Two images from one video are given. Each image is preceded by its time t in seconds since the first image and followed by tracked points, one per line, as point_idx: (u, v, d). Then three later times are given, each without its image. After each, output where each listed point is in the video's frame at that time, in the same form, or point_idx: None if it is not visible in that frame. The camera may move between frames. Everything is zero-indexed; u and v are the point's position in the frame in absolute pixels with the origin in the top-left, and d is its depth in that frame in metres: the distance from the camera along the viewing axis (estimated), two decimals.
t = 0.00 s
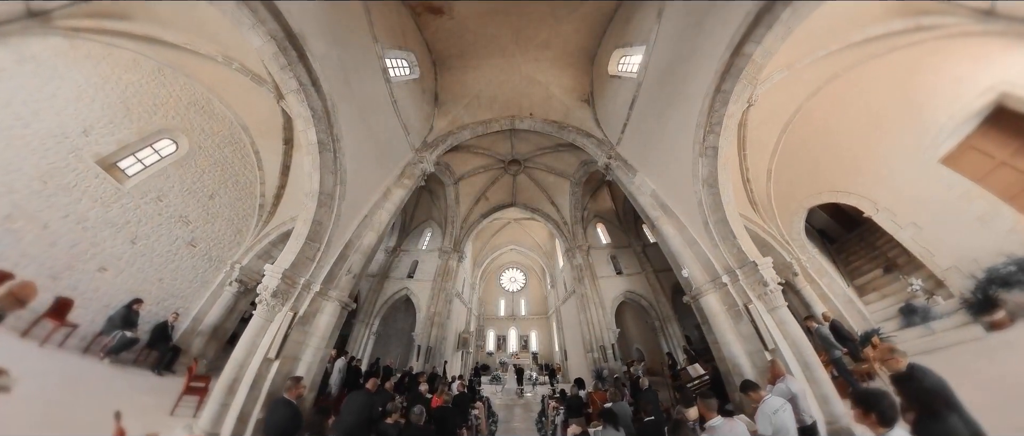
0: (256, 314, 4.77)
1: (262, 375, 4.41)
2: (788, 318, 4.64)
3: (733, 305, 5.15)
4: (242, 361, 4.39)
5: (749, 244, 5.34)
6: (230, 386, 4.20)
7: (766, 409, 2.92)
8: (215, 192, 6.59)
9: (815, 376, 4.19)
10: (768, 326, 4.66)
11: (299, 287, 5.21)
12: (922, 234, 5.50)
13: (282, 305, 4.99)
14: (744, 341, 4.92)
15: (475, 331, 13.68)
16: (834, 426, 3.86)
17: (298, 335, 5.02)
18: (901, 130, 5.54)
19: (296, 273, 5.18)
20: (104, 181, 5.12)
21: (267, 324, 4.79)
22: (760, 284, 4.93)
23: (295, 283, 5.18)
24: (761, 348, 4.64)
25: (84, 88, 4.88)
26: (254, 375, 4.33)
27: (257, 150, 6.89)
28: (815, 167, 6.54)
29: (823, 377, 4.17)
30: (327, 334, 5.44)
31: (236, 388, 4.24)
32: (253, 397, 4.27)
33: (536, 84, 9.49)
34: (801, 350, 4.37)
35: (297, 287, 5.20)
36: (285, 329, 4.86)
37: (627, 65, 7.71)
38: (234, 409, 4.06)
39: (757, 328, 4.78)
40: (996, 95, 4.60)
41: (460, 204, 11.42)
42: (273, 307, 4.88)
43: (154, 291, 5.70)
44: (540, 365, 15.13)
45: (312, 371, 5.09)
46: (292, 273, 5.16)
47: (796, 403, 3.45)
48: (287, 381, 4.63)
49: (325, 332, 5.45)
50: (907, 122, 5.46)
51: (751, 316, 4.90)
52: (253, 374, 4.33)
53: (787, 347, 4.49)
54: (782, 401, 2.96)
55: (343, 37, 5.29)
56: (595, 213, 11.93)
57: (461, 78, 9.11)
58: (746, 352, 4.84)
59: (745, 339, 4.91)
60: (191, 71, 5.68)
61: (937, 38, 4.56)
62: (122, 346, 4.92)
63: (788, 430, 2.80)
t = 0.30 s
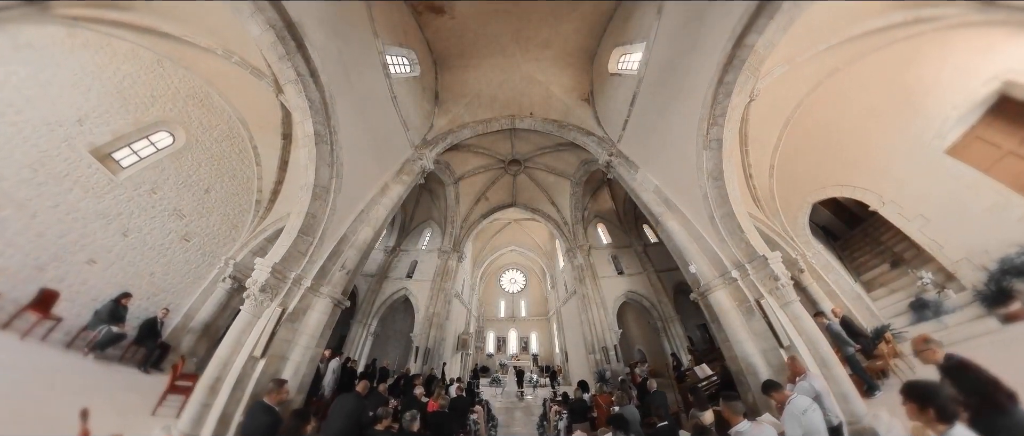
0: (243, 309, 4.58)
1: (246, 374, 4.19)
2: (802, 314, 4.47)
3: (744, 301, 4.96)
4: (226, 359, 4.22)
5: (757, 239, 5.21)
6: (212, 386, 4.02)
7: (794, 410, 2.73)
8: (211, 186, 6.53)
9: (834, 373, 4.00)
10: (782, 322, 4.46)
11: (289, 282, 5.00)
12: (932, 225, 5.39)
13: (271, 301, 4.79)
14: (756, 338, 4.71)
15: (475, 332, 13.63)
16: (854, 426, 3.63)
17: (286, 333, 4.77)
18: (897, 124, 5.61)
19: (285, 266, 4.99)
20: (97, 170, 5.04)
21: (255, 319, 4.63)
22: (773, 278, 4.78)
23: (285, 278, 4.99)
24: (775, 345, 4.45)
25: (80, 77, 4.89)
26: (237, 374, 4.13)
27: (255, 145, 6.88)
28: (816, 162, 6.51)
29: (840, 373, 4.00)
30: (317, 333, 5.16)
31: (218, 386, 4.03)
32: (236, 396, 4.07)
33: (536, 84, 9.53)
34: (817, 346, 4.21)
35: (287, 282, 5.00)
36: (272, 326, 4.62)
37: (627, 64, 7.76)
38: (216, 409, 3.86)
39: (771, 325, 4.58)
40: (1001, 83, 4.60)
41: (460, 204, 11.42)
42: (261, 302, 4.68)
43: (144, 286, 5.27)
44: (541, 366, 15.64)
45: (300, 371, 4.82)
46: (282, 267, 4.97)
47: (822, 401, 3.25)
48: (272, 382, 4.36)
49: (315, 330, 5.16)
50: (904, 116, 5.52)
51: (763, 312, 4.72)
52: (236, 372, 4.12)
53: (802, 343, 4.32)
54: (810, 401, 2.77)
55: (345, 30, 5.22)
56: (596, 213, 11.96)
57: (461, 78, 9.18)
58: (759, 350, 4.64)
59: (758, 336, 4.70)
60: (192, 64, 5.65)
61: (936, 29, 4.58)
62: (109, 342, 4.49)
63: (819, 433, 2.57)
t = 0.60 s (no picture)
0: (227, 304, 4.31)
1: (225, 373, 3.89)
2: (817, 309, 4.22)
3: (758, 297, 4.68)
4: (205, 357, 3.98)
5: (768, 232, 5.01)
6: (190, 386, 3.76)
7: (831, 412, 2.64)
8: (206, 180, 6.41)
9: (852, 371, 3.74)
10: (799, 318, 4.20)
11: (276, 276, 4.70)
12: (942, 215, 5.32)
13: (256, 295, 4.48)
14: (772, 336, 4.43)
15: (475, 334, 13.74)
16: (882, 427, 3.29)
17: (270, 330, 4.43)
18: (901, 115, 5.56)
19: (273, 259, 4.68)
20: (89, 161, 4.95)
21: (239, 315, 4.34)
22: (787, 272, 4.50)
23: (272, 272, 4.68)
24: (792, 342, 4.18)
25: (77, 66, 4.80)
26: (216, 374, 3.84)
27: (253, 140, 6.86)
28: (818, 155, 6.44)
29: (860, 369, 3.74)
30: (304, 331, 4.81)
31: (198, 386, 3.77)
32: (214, 397, 3.75)
33: (537, 85, 9.56)
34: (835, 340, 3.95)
35: (274, 276, 4.69)
36: (256, 322, 4.29)
37: (627, 61, 7.77)
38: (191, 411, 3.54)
39: (786, 321, 4.32)
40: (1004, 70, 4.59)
41: (460, 204, 11.39)
42: (246, 297, 4.37)
43: (131, 280, 5.20)
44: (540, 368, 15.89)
45: (286, 372, 4.45)
46: (269, 260, 4.66)
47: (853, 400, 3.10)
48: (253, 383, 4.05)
49: (301, 327, 4.82)
50: (908, 106, 5.46)
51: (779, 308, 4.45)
52: (216, 371, 3.85)
53: (819, 339, 4.06)
54: (848, 403, 2.69)
55: (344, 22, 5.14)
56: (596, 213, 12.06)
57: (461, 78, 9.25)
58: (776, 348, 4.35)
59: (774, 333, 4.42)
60: (189, 56, 5.59)
61: (937, 20, 4.51)
62: (93, 337, 4.48)
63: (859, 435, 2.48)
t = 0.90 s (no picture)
0: (210, 294, 4.17)
1: (200, 368, 3.63)
2: (836, 299, 4.01)
3: (772, 287, 4.43)
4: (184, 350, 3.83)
5: (778, 221, 4.85)
6: (163, 380, 3.57)
7: (877, 405, 2.51)
8: (201, 172, 6.32)
9: (879, 361, 3.52)
10: (817, 308, 3.97)
11: (262, 266, 4.45)
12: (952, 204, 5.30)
13: (241, 285, 4.25)
14: (788, 328, 4.16)
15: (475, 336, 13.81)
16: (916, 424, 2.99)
17: (253, 323, 4.13)
18: (900, 107, 5.53)
19: (260, 246, 4.46)
20: (81, 149, 4.86)
21: (222, 305, 4.18)
22: (803, 261, 4.31)
23: (258, 261, 4.45)
24: (812, 334, 3.91)
25: (74, 52, 4.60)
26: (191, 367, 3.61)
27: (252, 133, 6.59)
28: (822, 148, 6.35)
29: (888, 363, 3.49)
30: (291, 326, 4.48)
31: (172, 381, 3.58)
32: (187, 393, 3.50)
33: (537, 84, 9.61)
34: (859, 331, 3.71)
35: (261, 266, 4.45)
36: (237, 314, 4.07)
37: (627, 58, 7.81)
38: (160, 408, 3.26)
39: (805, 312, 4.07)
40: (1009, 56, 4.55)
41: (460, 203, 11.38)
42: (229, 286, 4.16)
43: (119, 270, 5.32)
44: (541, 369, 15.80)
45: (268, 370, 4.13)
46: (257, 248, 4.45)
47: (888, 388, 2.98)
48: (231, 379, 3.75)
49: (288, 322, 4.48)
50: (907, 98, 5.42)
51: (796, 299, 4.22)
52: (191, 365, 3.62)
53: (841, 330, 3.82)
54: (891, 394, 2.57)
55: (343, 11, 5.07)
56: (596, 212, 12.03)
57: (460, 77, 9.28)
58: (794, 342, 4.06)
59: (791, 326, 4.14)
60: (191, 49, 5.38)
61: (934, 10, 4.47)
62: (72, 327, 4.43)
63: (908, 429, 2.38)
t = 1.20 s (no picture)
0: (187, 280, 3.92)
1: (169, 360, 3.34)
2: (858, 285, 3.83)
3: (791, 276, 4.21)
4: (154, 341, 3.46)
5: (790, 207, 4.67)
6: (131, 372, 3.24)
7: (940, 396, 2.39)
8: (196, 162, 6.17)
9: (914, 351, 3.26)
10: (841, 297, 3.76)
11: (245, 253, 4.24)
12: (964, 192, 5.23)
13: (223, 272, 4.06)
14: (812, 319, 3.93)
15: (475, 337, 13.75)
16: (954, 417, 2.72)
17: (230, 314, 3.84)
18: (898, 102, 5.47)
19: (244, 232, 4.23)
20: (73, 132, 4.82)
21: (200, 293, 3.93)
22: (821, 247, 4.11)
23: (242, 248, 4.24)
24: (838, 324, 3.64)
25: (70, 38, 4.46)
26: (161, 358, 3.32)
27: (247, 124, 6.43)
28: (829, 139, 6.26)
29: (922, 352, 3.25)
30: (273, 319, 4.19)
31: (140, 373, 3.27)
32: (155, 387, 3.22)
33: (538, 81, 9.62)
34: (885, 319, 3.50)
35: (244, 253, 4.24)
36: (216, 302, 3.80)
37: (627, 54, 7.83)
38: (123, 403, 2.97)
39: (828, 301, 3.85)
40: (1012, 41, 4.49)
41: (460, 202, 11.36)
42: (211, 272, 3.97)
43: (106, 259, 5.35)
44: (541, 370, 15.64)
45: (247, 365, 3.86)
46: (241, 233, 4.22)
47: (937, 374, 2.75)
48: (204, 372, 3.48)
49: (270, 314, 4.20)
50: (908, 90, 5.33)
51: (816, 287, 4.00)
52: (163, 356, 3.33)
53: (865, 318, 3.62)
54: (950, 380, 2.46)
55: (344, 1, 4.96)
56: (596, 211, 12.04)
57: (460, 74, 9.29)
58: (820, 331, 3.82)
59: (814, 315, 3.92)
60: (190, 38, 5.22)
61: None
62: (51, 316, 4.46)
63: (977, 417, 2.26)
